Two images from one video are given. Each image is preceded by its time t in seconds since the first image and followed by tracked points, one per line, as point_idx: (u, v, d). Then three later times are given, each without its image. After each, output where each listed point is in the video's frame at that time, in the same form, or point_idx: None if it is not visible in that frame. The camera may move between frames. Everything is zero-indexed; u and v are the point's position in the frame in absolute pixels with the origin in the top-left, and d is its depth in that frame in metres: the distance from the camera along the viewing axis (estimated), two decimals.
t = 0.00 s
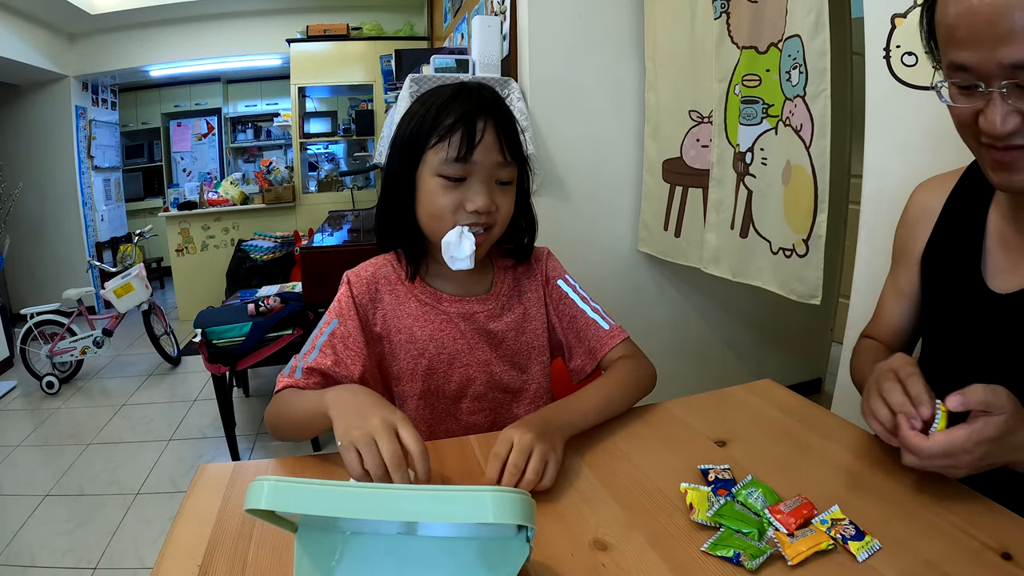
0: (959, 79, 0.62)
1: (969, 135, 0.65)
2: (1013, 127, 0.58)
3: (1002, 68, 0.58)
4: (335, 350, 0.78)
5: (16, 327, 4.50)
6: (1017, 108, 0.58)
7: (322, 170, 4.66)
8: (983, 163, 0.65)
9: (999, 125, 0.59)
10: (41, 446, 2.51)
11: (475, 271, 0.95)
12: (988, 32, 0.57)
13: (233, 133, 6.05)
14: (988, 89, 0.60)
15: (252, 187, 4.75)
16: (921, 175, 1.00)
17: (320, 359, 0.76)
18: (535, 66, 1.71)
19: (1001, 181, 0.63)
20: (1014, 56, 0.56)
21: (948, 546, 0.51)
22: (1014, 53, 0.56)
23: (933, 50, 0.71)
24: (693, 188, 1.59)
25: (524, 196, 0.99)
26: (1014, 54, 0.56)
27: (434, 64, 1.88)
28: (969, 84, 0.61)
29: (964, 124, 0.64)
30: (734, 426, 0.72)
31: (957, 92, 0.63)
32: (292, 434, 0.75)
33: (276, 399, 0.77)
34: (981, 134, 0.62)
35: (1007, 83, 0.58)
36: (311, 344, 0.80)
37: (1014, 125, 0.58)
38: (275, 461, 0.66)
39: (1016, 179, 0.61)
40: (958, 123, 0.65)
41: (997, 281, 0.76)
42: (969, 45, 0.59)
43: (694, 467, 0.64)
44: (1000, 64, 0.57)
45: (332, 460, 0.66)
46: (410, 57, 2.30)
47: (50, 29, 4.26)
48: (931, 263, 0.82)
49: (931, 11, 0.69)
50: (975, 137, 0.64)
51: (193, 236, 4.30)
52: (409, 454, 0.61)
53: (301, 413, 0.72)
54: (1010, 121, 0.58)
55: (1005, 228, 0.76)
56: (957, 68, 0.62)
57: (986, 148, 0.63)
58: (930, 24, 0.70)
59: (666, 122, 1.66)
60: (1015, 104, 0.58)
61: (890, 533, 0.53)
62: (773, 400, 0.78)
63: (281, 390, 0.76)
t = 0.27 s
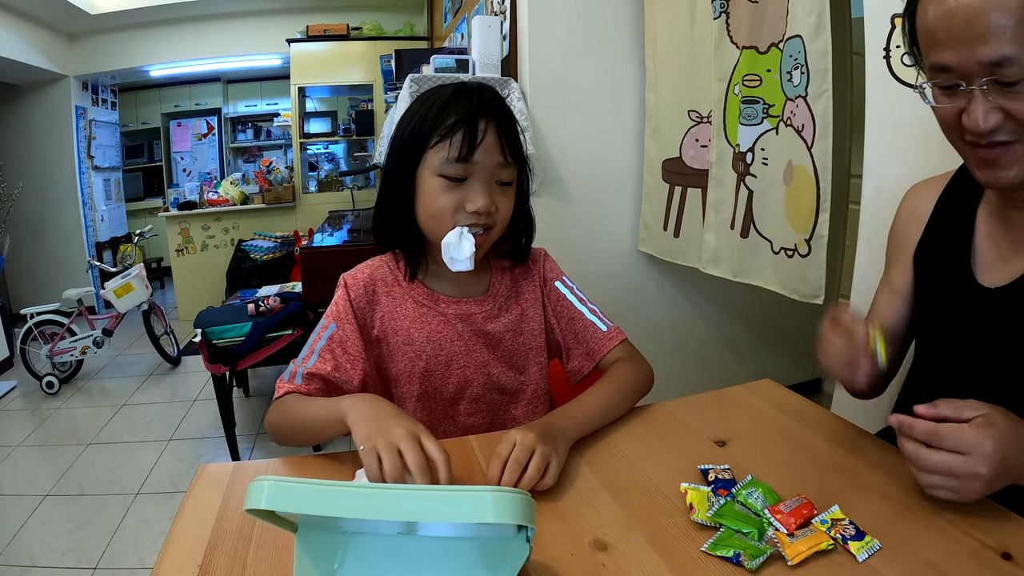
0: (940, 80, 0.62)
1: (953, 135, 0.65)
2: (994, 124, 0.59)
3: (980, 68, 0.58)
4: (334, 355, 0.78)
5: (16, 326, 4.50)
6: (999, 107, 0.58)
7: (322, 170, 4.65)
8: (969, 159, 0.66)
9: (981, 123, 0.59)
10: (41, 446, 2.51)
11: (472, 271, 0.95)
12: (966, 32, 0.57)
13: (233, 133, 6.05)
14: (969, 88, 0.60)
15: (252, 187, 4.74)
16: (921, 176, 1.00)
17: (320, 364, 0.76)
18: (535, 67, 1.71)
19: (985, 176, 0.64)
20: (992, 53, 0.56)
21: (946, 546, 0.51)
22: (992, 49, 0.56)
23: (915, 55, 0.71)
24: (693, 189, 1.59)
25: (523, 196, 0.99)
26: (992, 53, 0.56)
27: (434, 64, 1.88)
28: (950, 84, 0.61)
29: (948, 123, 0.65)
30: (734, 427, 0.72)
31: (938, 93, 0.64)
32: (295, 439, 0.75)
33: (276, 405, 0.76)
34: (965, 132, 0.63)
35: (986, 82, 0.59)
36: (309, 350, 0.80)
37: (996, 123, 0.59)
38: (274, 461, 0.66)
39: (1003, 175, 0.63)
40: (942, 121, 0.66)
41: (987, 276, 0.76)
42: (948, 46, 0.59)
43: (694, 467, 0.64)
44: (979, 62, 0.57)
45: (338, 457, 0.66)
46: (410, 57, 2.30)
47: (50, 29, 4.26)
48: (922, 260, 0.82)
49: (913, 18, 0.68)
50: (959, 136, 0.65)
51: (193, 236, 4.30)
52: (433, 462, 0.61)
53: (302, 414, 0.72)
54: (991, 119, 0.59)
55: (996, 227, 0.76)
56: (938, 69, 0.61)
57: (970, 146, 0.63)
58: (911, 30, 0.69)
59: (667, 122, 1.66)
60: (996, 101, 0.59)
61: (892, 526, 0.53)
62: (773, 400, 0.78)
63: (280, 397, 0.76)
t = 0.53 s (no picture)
0: (932, 80, 0.62)
1: (947, 136, 0.65)
2: (986, 123, 0.59)
3: (971, 67, 0.58)
4: (344, 369, 0.81)
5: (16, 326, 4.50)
6: (991, 107, 0.59)
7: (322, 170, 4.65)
8: (961, 160, 0.66)
9: (974, 122, 0.59)
10: (41, 446, 2.51)
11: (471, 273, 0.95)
12: (957, 32, 0.57)
13: (233, 133, 6.05)
14: (960, 88, 0.60)
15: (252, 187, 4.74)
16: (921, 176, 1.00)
17: (332, 382, 0.79)
18: (535, 67, 1.71)
19: (978, 177, 0.64)
20: (983, 54, 0.56)
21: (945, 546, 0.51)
22: (983, 50, 0.56)
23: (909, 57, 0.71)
24: (692, 189, 1.59)
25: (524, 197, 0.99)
26: (983, 53, 0.56)
27: (434, 64, 1.88)
28: (942, 84, 0.62)
29: (941, 124, 0.65)
30: (734, 426, 0.72)
31: (930, 94, 0.64)
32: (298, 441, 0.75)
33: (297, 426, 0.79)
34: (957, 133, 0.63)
35: (979, 81, 0.59)
36: (317, 364, 0.82)
37: (988, 123, 0.59)
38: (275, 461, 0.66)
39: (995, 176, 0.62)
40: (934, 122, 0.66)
41: (980, 273, 0.76)
42: (939, 47, 0.59)
43: (694, 467, 0.64)
44: (971, 62, 0.58)
45: (339, 456, 0.66)
46: (410, 57, 2.30)
47: (50, 29, 4.26)
48: (917, 257, 0.82)
49: (903, 22, 0.69)
50: (952, 137, 0.65)
51: (193, 236, 4.30)
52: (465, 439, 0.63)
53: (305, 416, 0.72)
54: (983, 119, 0.59)
55: (991, 227, 0.76)
56: (929, 70, 0.62)
57: (963, 146, 0.63)
58: (904, 32, 0.69)
59: (667, 122, 1.66)
60: (988, 101, 0.59)
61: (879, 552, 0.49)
62: (773, 400, 0.79)
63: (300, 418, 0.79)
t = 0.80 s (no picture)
0: (929, 80, 0.62)
1: (943, 137, 0.65)
2: (982, 124, 0.59)
3: (968, 66, 0.58)
4: (351, 374, 0.82)
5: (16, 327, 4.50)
6: (986, 107, 0.59)
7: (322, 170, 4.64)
8: (958, 160, 0.66)
9: (969, 123, 0.60)
10: (42, 446, 2.51)
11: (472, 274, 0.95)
12: (953, 30, 0.57)
13: (233, 133, 6.05)
14: (956, 88, 0.60)
15: (252, 187, 4.74)
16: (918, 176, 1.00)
17: (340, 389, 0.80)
18: (535, 67, 1.71)
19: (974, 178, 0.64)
20: (979, 53, 0.57)
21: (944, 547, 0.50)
22: (979, 49, 0.56)
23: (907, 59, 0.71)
24: (692, 189, 1.59)
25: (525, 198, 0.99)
26: (979, 52, 0.57)
27: (434, 64, 1.89)
28: (938, 84, 0.62)
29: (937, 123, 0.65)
30: (733, 427, 0.72)
31: (927, 93, 0.64)
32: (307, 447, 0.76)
33: (308, 433, 0.81)
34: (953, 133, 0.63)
35: (974, 82, 0.59)
36: (323, 370, 0.83)
37: (983, 124, 0.59)
38: (275, 461, 0.66)
39: (991, 177, 0.63)
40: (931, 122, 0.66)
41: (979, 273, 0.76)
42: (936, 45, 0.59)
43: (694, 468, 0.64)
44: (967, 62, 0.58)
45: (340, 455, 0.66)
46: (410, 57, 2.30)
47: (50, 29, 4.26)
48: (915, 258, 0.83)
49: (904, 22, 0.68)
50: (948, 138, 0.65)
51: (193, 236, 4.30)
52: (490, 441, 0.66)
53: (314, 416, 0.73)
54: (978, 120, 0.59)
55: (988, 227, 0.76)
56: (926, 69, 0.62)
57: (959, 147, 0.64)
58: (902, 31, 0.69)
59: (667, 122, 1.66)
60: (984, 102, 0.59)
61: (868, 555, 0.48)
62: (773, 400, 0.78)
63: (311, 425, 0.80)
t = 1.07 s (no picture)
0: (936, 70, 0.63)
1: (949, 129, 0.66)
2: (986, 115, 0.60)
3: (974, 56, 0.59)
4: (352, 374, 0.82)
5: (16, 326, 4.50)
6: (992, 98, 0.59)
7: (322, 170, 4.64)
8: (963, 154, 0.66)
9: (973, 113, 0.60)
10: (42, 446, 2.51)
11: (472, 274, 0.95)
12: (962, 20, 0.58)
13: (233, 133, 6.05)
14: (963, 77, 0.61)
15: (252, 187, 4.74)
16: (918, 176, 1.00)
17: (341, 390, 0.80)
18: (535, 67, 1.71)
19: (979, 171, 0.65)
20: (986, 43, 0.57)
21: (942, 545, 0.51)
22: (985, 39, 0.57)
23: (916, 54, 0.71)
24: (693, 189, 1.59)
25: (526, 198, 0.99)
26: (987, 42, 0.57)
27: (434, 64, 1.88)
28: (945, 74, 0.63)
29: (944, 116, 0.66)
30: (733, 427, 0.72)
31: (934, 84, 0.65)
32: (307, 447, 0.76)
33: (309, 433, 0.81)
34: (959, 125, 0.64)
35: (981, 72, 0.60)
36: (323, 371, 0.83)
37: (988, 114, 0.60)
38: (275, 461, 0.66)
39: (994, 170, 0.63)
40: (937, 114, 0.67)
41: (983, 273, 0.77)
42: (944, 35, 0.60)
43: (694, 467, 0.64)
44: (974, 51, 0.58)
45: (340, 455, 0.66)
46: (410, 57, 2.30)
47: (50, 29, 4.26)
48: (919, 258, 0.83)
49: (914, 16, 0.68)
50: (955, 130, 0.65)
51: (193, 236, 4.30)
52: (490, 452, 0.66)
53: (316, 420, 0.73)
54: (983, 110, 0.60)
55: (992, 224, 0.77)
56: (934, 59, 0.63)
57: (964, 139, 0.64)
58: (911, 24, 0.70)
59: (667, 122, 1.66)
60: (989, 93, 0.60)
61: (867, 554, 0.48)
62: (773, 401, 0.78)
63: (313, 426, 0.80)
